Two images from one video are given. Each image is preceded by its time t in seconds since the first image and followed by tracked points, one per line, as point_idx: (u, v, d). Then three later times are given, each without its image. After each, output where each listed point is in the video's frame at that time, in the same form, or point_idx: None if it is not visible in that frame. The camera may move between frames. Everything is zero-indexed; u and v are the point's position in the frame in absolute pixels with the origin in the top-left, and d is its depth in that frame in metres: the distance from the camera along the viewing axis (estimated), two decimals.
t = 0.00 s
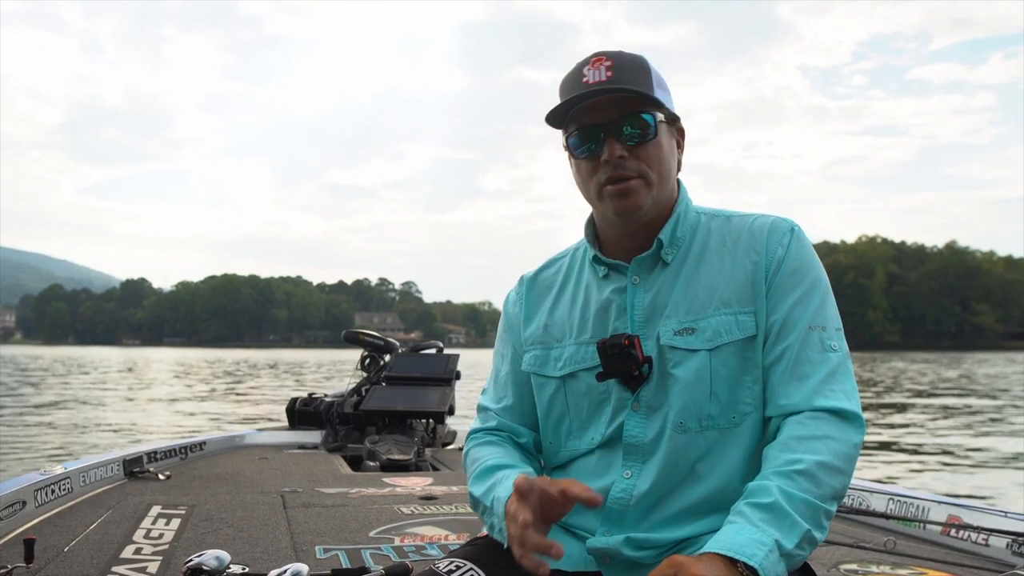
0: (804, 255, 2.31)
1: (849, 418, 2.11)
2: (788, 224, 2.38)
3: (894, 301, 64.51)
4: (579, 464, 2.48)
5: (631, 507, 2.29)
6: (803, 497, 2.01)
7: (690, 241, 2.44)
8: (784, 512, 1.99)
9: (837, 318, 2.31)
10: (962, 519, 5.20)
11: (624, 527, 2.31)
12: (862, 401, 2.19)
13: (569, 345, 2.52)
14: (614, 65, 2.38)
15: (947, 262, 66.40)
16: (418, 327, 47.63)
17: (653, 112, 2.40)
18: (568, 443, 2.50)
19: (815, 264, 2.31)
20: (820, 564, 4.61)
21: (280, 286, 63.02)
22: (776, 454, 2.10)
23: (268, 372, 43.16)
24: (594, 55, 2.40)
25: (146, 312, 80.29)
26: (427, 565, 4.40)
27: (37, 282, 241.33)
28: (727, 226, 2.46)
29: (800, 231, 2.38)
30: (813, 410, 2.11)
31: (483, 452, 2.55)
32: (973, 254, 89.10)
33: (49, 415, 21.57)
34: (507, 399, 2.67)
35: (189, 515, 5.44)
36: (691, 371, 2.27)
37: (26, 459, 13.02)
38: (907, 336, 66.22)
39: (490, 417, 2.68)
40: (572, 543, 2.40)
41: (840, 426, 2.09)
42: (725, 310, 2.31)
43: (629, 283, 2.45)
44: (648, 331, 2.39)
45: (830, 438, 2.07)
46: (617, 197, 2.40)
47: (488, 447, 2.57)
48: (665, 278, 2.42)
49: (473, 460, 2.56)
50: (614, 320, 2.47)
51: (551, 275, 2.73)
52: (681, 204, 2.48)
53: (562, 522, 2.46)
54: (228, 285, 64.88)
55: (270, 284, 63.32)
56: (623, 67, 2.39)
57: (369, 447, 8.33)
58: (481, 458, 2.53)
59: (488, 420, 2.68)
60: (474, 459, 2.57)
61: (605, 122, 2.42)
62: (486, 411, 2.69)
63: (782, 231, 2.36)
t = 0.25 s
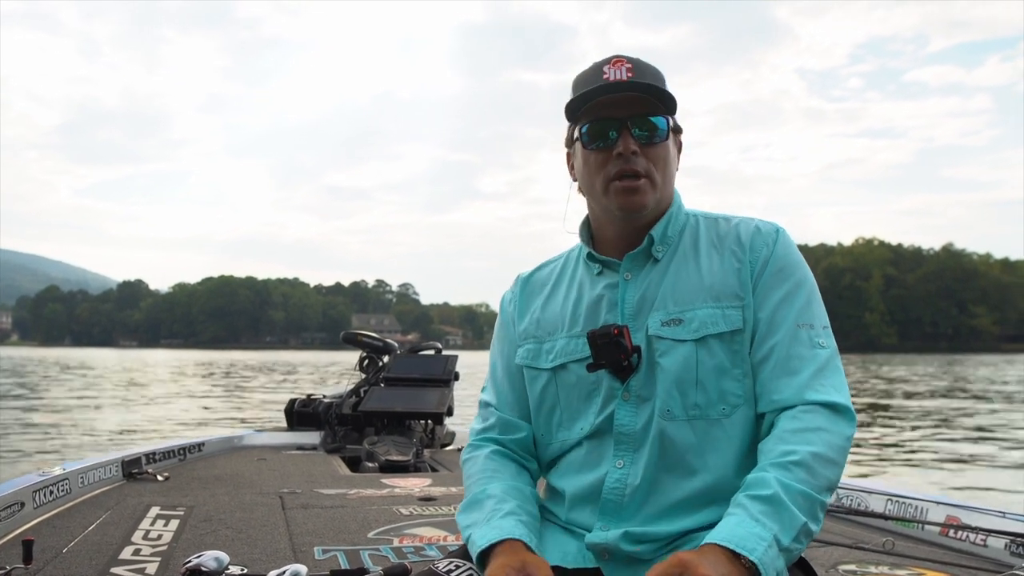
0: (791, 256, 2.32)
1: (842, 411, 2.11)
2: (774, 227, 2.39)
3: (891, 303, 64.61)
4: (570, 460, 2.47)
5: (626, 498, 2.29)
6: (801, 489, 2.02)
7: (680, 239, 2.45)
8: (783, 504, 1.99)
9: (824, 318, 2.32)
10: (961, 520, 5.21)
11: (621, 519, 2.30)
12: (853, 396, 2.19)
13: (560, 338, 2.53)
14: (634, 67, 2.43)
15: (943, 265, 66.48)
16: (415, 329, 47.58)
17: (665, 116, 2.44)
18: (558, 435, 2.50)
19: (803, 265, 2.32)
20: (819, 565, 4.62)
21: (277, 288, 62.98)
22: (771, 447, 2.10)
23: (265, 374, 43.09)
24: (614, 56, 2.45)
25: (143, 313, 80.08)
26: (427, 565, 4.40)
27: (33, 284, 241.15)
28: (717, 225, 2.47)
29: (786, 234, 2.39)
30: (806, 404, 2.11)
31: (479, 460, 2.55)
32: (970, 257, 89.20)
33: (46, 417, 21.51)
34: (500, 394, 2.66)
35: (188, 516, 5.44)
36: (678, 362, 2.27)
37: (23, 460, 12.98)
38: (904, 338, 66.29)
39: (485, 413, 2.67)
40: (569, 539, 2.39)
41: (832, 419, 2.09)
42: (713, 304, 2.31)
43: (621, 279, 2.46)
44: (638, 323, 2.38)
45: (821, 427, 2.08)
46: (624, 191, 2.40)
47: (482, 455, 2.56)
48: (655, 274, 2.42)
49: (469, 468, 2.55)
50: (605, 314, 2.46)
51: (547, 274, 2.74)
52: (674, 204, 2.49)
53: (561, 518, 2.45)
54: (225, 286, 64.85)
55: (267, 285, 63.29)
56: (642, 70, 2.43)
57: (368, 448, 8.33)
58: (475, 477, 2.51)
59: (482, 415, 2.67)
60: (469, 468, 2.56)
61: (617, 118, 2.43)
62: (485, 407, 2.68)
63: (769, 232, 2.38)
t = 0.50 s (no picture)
0: (789, 259, 2.32)
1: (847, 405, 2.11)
2: (773, 232, 2.40)
3: (887, 305, 64.65)
4: (568, 461, 2.47)
5: (626, 497, 2.29)
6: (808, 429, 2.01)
7: (678, 241, 2.45)
8: (783, 431, 1.99)
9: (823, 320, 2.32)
10: (960, 523, 5.22)
11: (620, 520, 2.30)
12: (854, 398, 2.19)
13: (558, 336, 2.52)
14: (631, 72, 2.45)
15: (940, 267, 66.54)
16: (412, 331, 47.57)
17: (663, 119, 2.45)
18: (556, 433, 2.50)
19: (801, 268, 2.32)
20: (819, 568, 4.63)
21: (274, 289, 62.87)
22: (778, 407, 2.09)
23: (262, 376, 43.04)
24: (612, 61, 2.47)
25: (139, 315, 79.97)
26: (426, 567, 4.40)
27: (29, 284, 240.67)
28: (715, 229, 2.47)
29: (785, 238, 2.39)
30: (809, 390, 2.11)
31: (476, 461, 2.55)
32: (966, 259, 89.29)
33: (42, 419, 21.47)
34: (494, 393, 2.66)
35: (187, 518, 5.43)
36: (678, 362, 2.27)
37: (20, 462, 12.96)
38: (900, 340, 66.33)
39: (482, 413, 2.66)
40: (570, 541, 2.39)
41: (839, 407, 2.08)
42: (714, 306, 2.31)
43: (618, 280, 2.46)
44: (638, 322, 2.39)
45: (827, 399, 2.06)
46: (627, 192, 2.40)
47: (480, 457, 2.56)
48: (653, 275, 2.42)
49: (467, 469, 2.55)
50: (603, 313, 2.46)
51: (542, 274, 2.75)
52: (672, 207, 2.50)
53: (560, 519, 2.45)
54: (222, 287, 64.74)
55: (264, 287, 63.20)
56: (640, 75, 2.45)
57: (367, 449, 8.32)
58: (474, 478, 2.51)
59: (479, 416, 2.67)
60: (468, 468, 2.56)
61: (617, 121, 2.44)
62: (481, 407, 2.67)
63: (767, 236, 2.38)
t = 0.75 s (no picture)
0: (790, 262, 2.32)
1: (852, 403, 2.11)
2: (771, 235, 2.40)
3: (885, 306, 64.69)
4: (568, 464, 2.48)
5: (627, 500, 2.30)
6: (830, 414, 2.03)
7: (677, 245, 2.45)
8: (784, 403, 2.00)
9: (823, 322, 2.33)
10: (959, 527, 5.23)
11: (622, 523, 2.31)
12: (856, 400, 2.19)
13: (557, 340, 2.53)
14: (613, 75, 2.46)
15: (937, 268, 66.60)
16: (409, 331, 47.54)
17: (650, 118, 2.46)
18: (557, 437, 2.50)
19: (802, 271, 2.33)
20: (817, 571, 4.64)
21: (271, 291, 62.80)
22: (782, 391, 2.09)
23: (260, 377, 42.99)
24: (594, 65, 2.48)
25: (136, 316, 79.87)
26: (425, 568, 4.40)
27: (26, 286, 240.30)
28: (713, 232, 2.47)
29: (784, 240, 2.40)
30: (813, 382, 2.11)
31: (476, 465, 2.55)
32: (963, 260, 89.40)
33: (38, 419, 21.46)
34: (494, 396, 2.66)
35: (186, 518, 5.43)
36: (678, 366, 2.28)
37: (17, 463, 12.94)
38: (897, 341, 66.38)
39: (481, 417, 2.66)
40: (572, 543, 2.39)
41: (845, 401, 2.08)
42: (714, 310, 2.32)
43: (618, 284, 2.46)
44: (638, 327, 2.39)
45: (829, 390, 2.07)
46: (620, 195, 2.40)
47: (480, 461, 2.56)
48: (652, 279, 2.42)
49: (468, 472, 2.56)
50: (603, 318, 2.47)
51: (539, 278, 2.75)
52: (669, 210, 2.50)
53: (561, 523, 2.45)
54: (220, 288, 64.68)
55: (262, 288, 63.15)
56: (622, 77, 2.47)
57: (365, 451, 8.32)
58: (474, 481, 2.51)
59: (479, 420, 2.67)
60: (469, 471, 2.56)
61: (604, 125, 2.45)
62: (480, 412, 2.67)
63: (765, 238, 2.38)
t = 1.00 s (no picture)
0: (788, 265, 2.32)
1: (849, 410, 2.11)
2: (769, 237, 2.40)
3: (882, 306, 64.74)
4: (566, 465, 2.48)
5: (624, 504, 2.30)
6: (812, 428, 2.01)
7: (675, 247, 2.45)
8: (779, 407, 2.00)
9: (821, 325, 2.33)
10: (958, 528, 5.23)
11: (620, 526, 2.31)
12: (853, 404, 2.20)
13: (554, 341, 2.53)
14: (605, 76, 2.46)
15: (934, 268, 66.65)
16: (407, 331, 47.52)
17: (642, 120, 2.45)
18: (554, 439, 2.50)
19: (800, 274, 2.32)
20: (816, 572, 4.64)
21: (269, 290, 62.76)
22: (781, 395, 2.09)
23: (258, 377, 42.94)
24: (586, 67, 2.48)
25: (134, 316, 79.86)
26: (424, 569, 4.40)
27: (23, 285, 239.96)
28: (710, 234, 2.47)
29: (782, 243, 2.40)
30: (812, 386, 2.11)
31: (474, 466, 2.55)
32: (960, 259, 89.48)
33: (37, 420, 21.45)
34: (491, 397, 2.66)
35: (185, 519, 5.42)
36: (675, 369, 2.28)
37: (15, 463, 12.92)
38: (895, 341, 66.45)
39: (479, 418, 2.66)
40: (569, 546, 2.39)
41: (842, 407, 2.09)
42: (711, 313, 2.31)
43: (615, 286, 2.46)
44: (635, 329, 2.39)
45: (824, 393, 2.07)
46: (612, 197, 2.40)
47: (478, 462, 2.56)
48: (650, 281, 2.42)
49: (465, 474, 2.56)
50: (600, 320, 2.47)
51: (537, 278, 2.75)
52: (666, 211, 2.50)
53: (559, 525, 2.45)
54: (217, 288, 64.64)
55: (259, 288, 63.10)
56: (614, 79, 2.46)
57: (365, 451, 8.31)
58: (471, 482, 2.51)
59: (476, 420, 2.67)
60: (466, 474, 2.56)
61: (597, 128, 2.45)
62: (478, 412, 2.67)
63: (762, 241, 2.38)
